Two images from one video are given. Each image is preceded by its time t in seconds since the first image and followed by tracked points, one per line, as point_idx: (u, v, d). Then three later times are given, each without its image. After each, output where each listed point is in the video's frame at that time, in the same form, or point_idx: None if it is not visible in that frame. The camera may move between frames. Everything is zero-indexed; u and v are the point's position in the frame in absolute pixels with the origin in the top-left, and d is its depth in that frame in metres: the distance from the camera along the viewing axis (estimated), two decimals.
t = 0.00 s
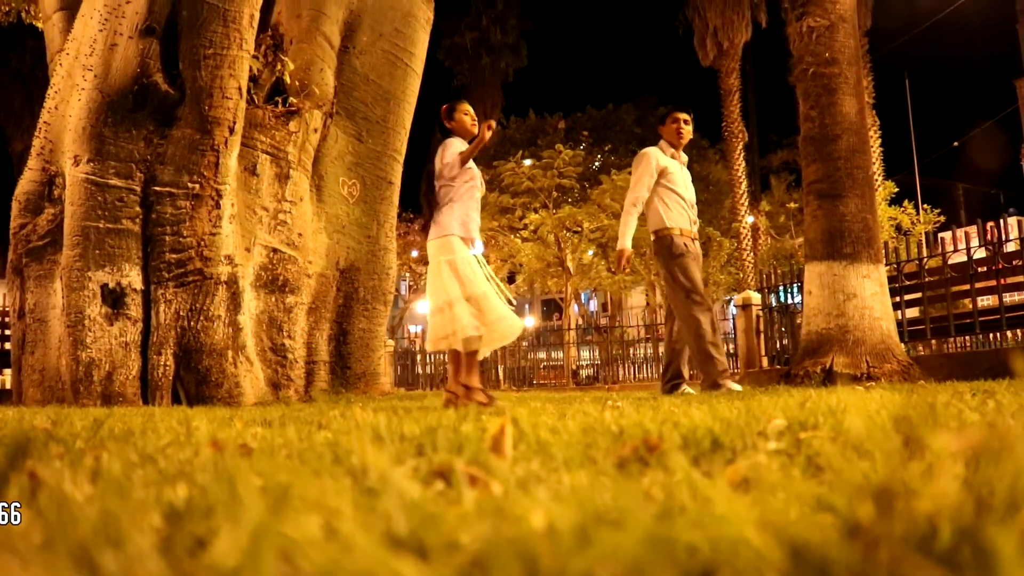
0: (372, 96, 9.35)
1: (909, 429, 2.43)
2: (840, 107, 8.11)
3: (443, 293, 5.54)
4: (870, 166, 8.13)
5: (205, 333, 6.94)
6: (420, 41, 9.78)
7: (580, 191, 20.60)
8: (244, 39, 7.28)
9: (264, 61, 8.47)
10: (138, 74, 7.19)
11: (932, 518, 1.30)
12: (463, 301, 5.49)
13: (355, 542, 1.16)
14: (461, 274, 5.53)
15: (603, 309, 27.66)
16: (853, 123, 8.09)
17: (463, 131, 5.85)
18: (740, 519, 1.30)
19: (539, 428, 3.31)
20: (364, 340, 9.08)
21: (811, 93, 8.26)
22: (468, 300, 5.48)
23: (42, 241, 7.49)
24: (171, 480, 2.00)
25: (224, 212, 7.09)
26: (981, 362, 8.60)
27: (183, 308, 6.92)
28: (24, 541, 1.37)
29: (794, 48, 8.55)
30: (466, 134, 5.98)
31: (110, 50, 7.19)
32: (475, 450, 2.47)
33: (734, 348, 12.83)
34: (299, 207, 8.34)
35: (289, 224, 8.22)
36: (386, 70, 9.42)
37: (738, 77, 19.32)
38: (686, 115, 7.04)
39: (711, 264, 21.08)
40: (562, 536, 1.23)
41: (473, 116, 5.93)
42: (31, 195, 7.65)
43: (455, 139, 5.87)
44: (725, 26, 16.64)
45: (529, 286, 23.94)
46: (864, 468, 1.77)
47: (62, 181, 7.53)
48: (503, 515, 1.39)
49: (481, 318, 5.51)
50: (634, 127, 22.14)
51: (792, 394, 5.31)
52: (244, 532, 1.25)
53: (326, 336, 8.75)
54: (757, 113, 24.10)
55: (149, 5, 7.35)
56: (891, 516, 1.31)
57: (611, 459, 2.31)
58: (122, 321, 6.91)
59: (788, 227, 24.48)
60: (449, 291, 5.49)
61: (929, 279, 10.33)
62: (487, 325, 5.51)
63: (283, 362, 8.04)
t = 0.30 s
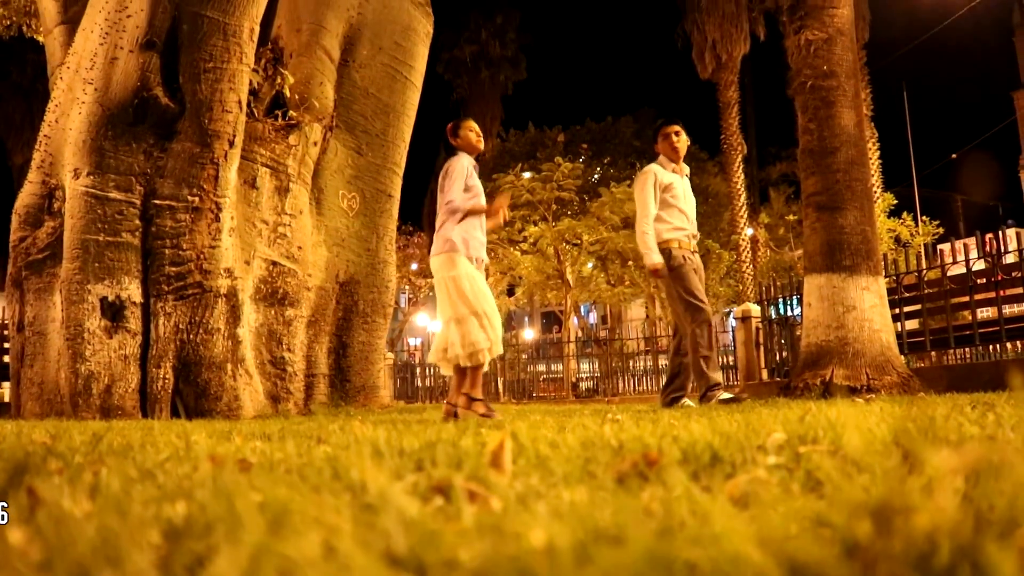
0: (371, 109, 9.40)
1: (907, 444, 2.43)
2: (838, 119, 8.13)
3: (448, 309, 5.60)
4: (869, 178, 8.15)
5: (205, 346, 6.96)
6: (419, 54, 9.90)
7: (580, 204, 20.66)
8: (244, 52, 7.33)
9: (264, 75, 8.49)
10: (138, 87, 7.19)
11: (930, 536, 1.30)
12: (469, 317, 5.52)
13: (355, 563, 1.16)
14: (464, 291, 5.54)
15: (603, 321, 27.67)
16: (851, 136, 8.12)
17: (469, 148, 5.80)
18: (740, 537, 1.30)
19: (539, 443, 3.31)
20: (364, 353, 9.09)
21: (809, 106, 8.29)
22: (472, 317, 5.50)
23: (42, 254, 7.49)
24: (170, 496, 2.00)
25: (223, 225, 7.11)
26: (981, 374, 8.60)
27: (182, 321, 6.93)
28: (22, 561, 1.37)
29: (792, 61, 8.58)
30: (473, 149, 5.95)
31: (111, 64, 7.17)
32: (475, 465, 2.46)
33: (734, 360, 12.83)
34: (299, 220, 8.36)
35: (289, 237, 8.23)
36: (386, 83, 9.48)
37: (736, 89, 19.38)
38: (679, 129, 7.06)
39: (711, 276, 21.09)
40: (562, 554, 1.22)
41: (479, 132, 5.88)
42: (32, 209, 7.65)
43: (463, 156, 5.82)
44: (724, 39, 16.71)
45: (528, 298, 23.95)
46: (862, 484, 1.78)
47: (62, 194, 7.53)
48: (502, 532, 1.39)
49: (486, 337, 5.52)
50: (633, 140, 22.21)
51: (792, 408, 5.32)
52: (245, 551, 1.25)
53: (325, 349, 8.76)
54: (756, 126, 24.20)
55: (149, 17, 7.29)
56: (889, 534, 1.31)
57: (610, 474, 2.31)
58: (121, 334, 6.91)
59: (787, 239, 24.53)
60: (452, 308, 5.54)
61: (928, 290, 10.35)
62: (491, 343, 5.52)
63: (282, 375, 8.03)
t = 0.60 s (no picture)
0: (370, 121, 9.45)
1: (907, 458, 2.43)
2: (836, 132, 8.16)
3: (429, 316, 5.42)
4: (867, 190, 8.18)
5: (203, 359, 6.97)
6: (418, 66, 9.93)
7: (579, 216, 20.68)
8: (244, 65, 7.36)
9: (264, 87, 8.50)
10: (138, 100, 7.17)
11: (929, 553, 1.30)
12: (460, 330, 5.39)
13: None
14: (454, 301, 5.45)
15: (603, 333, 27.69)
16: (849, 148, 8.14)
17: (460, 156, 5.75)
18: (738, 555, 1.30)
19: (538, 456, 3.30)
20: (363, 366, 9.09)
21: (807, 118, 8.32)
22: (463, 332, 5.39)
23: (41, 267, 7.49)
24: (169, 513, 1.99)
25: (223, 237, 7.16)
26: (981, 386, 8.60)
27: (181, 333, 6.94)
28: None
29: (790, 73, 8.62)
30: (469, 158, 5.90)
31: (111, 77, 7.16)
32: (474, 479, 2.46)
33: (734, 372, 12.82)
34: (298, 232, 8.37)
35: (288, 249, 8.24)
36: (385, 96, 9.53)
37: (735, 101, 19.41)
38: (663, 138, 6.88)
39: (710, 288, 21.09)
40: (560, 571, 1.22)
41: (474, 139, 5.81)
42: (31, 221, 7.65)
43: (452, 164, 5.76)
44: (722, 51, 16.77)
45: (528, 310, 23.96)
46: (861, 499, 1.78)
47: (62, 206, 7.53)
48: (500, 549, 1.39)
49: (469, 349, 5.38)
50: (632, 152, 22.27)
51: (792, 420, 5.31)
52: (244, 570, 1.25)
53: (324, 362, 8.76)
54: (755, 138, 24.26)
55: (149, 30, 7.25)
56: (888, 552, 1.31)
57: (610, 488, 2.31)
58: (120, 346, 6.91)
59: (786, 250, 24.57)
60: (439, 313, 5.35)
61: (928, 302, 10.35)
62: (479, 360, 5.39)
63: (280, 388, 8.02)
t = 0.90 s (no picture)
0: (370, 132, 9.49)
1: (908, 471, 2.42)
2: (835, 142, 8.18)
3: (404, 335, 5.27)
4: (866, 200, 8.19)
5: (203, 369, 6.98)
6: (418, 77, 9.98)
7: (578, 226, 20.69)
8: (244, 76, 7.41)
9: (263, 98, 8.52)
10: (138, 112, 7.14)
11: (929, 570, 1.31)
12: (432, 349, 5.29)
13: None
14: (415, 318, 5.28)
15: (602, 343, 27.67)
16: (848, 158, 8.16)
17: (433, 163, 5.55)
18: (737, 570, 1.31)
19: (538, 468, 3.29)
20: (362, 376, 9.08)
21: (806, 129, 8.34)
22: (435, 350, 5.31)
23: (40, 277, 7.49)
24: (168, 526, 1.98)
25: (223, 247, 7.19)
26: (981, 396, 8.58)
27: (180, 344, 6.95)
28: None
29: (788, 84, 8.65)
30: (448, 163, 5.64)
31: (111, 87, 7.17)
32: (474, 491, 2.46)
33: (733, 382, 12.81)
34: (297, 242, 8.38)
35: (287, 260, 8.24)
36: (384, 107, 9.56)
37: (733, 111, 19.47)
38: (642, 149, 6.69)
39: (710, 299, 21.07)
40: None
41: (450, 144, 5.56)
42: (30, 231, 7.64)
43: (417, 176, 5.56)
44: (721, 61, 16.85)
45: (527, 321, 23.95)
46: (861, 512, 1.79)
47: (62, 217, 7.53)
48: (500, 563, 1.39)
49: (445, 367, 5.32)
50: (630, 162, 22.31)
51: (791, 431, 5.31)
52: None
53: (324, 372, 8.74)
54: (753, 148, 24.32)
55: (149, 40, 7.22)
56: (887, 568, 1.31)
57: (610, 501, 2.30)
58: (119, 356, 6.91)
59: (786, 260, 24.57)
60: (408, 334, 5.25)
61: (927, 311, 10.35)
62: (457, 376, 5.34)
63: (279, 399, 8.02)
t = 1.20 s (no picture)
0: (369, 141, 9.52)
1: (907, 481, 2.42)
2: (834, 151, 8.21)
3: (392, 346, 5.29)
4: (865, 209, 8.20)
5: (203, 379, 6.97)
6: (417, 87, 10.05)
7: (578, 235, 20.70)
8: (244, 86, 7.45)
9: (264, 108, 8.56)
10: (138, 121, 7.16)
11: None
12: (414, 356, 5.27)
13: None
14: (394, 330, 5.28)
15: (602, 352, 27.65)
16: (847, 167, 8.18)
17: (413, 168, 5.49)
18: None
19: (538, 478, 3.29)
20: (362, 386, 9.07)
21: (805, 138, 8.36)
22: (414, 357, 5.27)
23: (41, 286, 7.49)
24: (169, 537, 1.98)
25: (223, 256, 7.19)
26: (982, 405, 8.57)
27: (180, 353, 6.94)
28: None
29: (788, 93, 8.67)
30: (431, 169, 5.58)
31: (112, 97, 7.20)
32: (473, 502, 2.46)
33: (733, 391, 12.81)
34: (297, 252, 8.38)
35: (287, 269, 8.24)
36: (384, 116, 9.61)
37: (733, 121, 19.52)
38: (627, 155, 6.65)
39: (710, 308, 21.05)
40: None
41: (431, 150, 5.50)
42: (31, 240, 7.64)
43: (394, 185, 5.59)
44: (720, 70, 16.90)
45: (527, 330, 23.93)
46: (861, 523, 1.78)
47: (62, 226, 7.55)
48: None
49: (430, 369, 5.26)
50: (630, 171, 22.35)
51: (791, 440, 5.30)
52: None
53: (324, 381, 8.73)
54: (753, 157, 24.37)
55: (150, 50, 7.25)
56: None
57: (609, 511, 2.30)
58: (119, 366, 6.90)
59: (785, 269, 24.56)
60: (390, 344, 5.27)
61: (927, 320, 10.35)
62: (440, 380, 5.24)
63: (279, 408, 8.01)
